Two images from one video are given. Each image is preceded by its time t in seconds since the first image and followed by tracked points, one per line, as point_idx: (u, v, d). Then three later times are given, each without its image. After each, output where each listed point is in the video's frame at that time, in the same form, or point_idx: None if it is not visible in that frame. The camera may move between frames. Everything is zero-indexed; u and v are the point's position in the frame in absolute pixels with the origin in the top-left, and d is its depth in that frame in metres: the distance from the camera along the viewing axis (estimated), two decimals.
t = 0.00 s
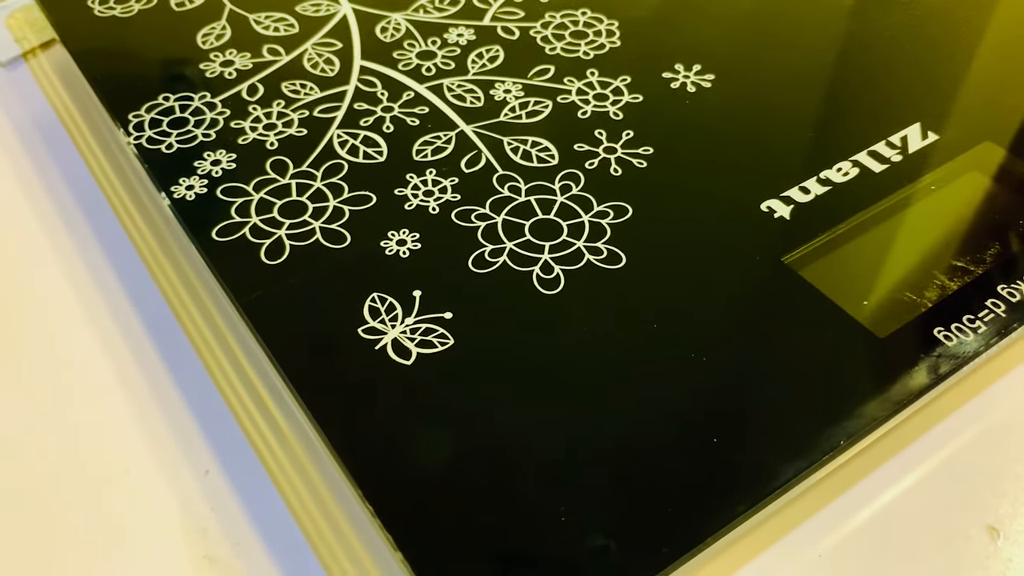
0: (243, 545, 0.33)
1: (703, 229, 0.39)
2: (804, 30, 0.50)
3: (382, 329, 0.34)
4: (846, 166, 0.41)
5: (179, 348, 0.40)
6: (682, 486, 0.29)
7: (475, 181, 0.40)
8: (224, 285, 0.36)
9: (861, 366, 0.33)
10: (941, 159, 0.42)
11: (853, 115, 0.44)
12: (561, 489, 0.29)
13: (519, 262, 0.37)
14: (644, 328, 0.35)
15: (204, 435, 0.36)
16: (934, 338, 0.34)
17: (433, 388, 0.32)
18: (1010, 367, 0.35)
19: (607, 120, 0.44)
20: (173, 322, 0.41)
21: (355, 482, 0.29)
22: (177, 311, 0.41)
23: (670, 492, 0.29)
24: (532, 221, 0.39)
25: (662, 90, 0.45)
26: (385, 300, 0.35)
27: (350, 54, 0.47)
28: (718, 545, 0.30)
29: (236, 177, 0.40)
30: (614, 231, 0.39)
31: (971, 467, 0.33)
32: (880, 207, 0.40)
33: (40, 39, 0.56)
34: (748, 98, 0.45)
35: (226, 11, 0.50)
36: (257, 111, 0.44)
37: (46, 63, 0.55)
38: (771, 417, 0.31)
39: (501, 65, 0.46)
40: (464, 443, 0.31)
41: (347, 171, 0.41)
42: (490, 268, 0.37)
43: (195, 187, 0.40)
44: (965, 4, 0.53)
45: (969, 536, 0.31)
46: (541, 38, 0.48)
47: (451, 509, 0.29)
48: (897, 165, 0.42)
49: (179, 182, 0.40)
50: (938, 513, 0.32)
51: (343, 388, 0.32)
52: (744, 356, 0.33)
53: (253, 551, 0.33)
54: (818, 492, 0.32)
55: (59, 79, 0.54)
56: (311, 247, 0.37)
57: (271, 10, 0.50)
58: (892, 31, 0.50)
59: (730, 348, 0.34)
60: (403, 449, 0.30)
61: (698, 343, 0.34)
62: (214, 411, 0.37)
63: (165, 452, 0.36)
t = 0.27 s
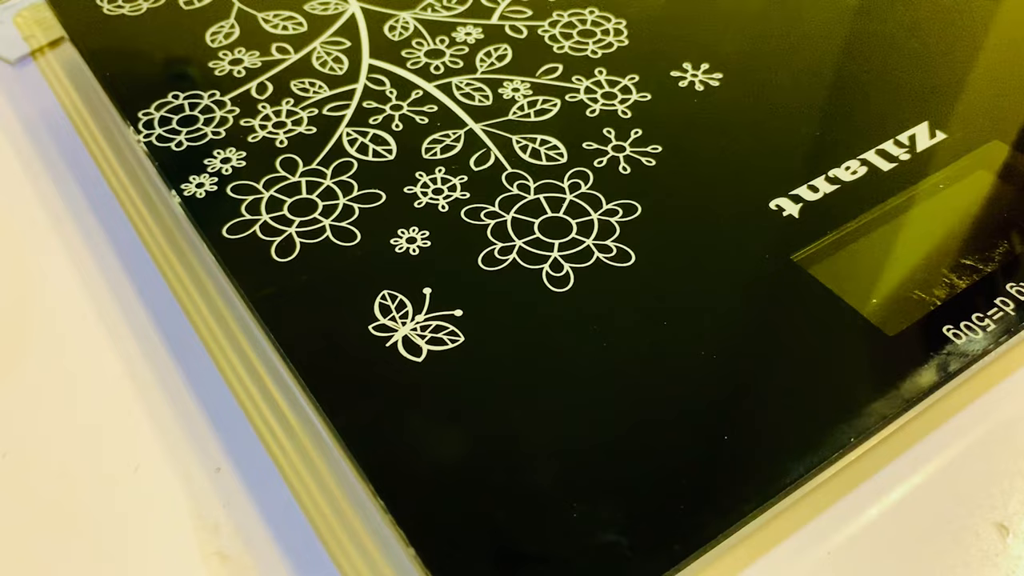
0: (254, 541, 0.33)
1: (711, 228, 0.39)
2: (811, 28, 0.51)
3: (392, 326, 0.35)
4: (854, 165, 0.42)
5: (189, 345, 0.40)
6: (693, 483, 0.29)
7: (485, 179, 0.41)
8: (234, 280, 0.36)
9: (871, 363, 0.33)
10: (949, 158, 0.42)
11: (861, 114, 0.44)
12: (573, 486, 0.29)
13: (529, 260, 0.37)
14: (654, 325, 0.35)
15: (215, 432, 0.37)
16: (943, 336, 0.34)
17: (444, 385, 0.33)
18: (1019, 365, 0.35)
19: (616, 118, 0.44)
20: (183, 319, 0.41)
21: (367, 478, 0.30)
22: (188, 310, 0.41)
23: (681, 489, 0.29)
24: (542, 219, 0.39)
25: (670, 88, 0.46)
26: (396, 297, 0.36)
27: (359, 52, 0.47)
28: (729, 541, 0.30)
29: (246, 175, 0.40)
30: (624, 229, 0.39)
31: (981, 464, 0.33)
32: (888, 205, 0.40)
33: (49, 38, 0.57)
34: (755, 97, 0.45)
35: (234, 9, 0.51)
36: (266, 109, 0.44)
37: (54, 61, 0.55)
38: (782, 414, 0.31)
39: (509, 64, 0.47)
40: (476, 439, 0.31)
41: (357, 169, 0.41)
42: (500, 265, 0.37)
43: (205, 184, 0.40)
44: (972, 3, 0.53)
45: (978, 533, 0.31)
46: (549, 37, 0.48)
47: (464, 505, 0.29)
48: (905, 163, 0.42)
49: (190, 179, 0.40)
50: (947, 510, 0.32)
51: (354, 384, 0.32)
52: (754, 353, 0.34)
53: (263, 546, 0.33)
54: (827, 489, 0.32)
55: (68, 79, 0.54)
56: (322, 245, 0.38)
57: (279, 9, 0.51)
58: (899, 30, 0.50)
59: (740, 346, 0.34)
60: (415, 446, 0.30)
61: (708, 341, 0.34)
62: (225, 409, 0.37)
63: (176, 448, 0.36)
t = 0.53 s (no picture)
0: (267, 536, 0.33)
1: (721, 226, 0.39)
2: (819, 26, 0.51)
3: (404, 323, 0.35)
4: (863, 163, 0.42)
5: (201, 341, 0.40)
6: (706, 479, 0.29)
7: (495, 177, 0.41)
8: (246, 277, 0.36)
9: (882, 361, 0.33)
10: (958, 157, 0.42)
11: (870, 112, 0.45)
12: (586, 481, 0.29)
13: (540, 258, 0.37)
14: (665, 323, 0.35)
15: (227, 428, 0.37)
16: (953, 334, 0.34)
17: (456, 382, 0.33)
18: None
19: (625, 116, 0.44)
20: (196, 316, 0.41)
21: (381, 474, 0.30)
22: (200, 309, 0.41)
23: (694, 485, 0.29)
24: (552, 216, 0.39)
25: (679, 87, 0.46)
26: (407, 294, 0.36)
27: (369, 51, 0.47)
28: (742, 537, 0.30)
29: (257, 173, 0.41)
30: (634, 227, 0.39)
31: (990, 461, 0.33)
32: (897, 204, 0.40)
33: (58, 36, 0.57)
34: (764, 95, 0.46)
35: (244, 8, 0.51)
36: (276, 107, 0.44)
37: (64, 59, 0.56)
38: (792, 411, 0.32)
39: (518, 63, 0.47)
40: (489, 435, 0.31)
41: (368, 167, 0.41)
42: (511, 263, 0.37)
43: (216, 182, 0.40)
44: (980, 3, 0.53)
45: (988, 529, 0.31)
46: (558, 36, 0.48)
47: (478, 501, 0.29)
48: (914, 162, 0.42)
49: (201, 177, 0.40)
50: (957, 507, 0.32)
51: (366, 381, 0.32)
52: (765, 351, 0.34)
53: (277, 542, 0.33)
54: (837, 485, 0.32)
55: (78, 77, 0.54)
56: (334, 242, 0.38)
57: (289, 8, 0.51)
58: (907, 29, 0.50)
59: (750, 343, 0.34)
60: (430, 442, 0.31)
61: (720, 338, 0.34)
62: (238, 405, 0.38)
63: (189, 444, 0.36)
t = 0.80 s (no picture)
0: (278, 533, 0.33)
1: (729, 224, 0.39)
2: (826, 26, 0.51)
3: (414, 321, 0.35)
4: (871, 162, 0.42)
5: (210, 339, 0.40)
6: (716, 477, 0.29)
7: (504, 176, 0.41)
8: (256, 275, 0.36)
9: (892, 359, 0.33)
10: (966, 156, 0.42)
11: (878, 111, 0.45)
12: (596, 479, 0.29)
13: (549, 256, 0.38)
14: (675, 321, 0.35)
15: (236, 425, 0.37)
16: (962, 333, 0.34)
17: (466, 379, 0.33)
18: None
19: (633, 115, 0.44)
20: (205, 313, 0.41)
21: (392, 471, 0.30)
22: (209, 306, 0.41)
23: (704, 482, 0.29)
24: (561, 215, 0.39)
25: (687, 85, 0.46)
26: (417, 292, 0.36)
27: (377, 50, 0.48)
28: (753, 534, 0.30)
29: (267, 171, 0.41)
30: (642, 226, 0.39)
31: (999, 460, 0.33)
32: (905, 203, 0.40)
33: (66, 35, 0.57)
34: (771, 94, 0.46)
35: (252, 7, 0.51)
36: (285, 106, 0.44)
37: (72, 57, 0.56)
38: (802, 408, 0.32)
39: (526, 61, 0.47)
40: (499, 432, 0.31)
41: (377, 165, 0.41)
42: (520, 261, 0.37)
43: (226, 180, 0.40)
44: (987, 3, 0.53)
45: (998, 528, 0.31)
46: (565, 35, 0.49)
47: (489, 498, 0.29)
48: (922, 161, 0.42)
49: (210, 175, 0.41)
50: (966, 506, 0.32)
51: (377, 378, 0.33)
52: (775, 349, 0.34)
53: (288, 539, 0.33)
54: (846, 483, 0.33)
55: (86, 75, 0.54)
56: (343, 240, 0.38)
57: (297, 7, 0.51)
58: (914, 28, 0.50)
59: (759, 341, 0.34)
60: (442, 439, 0.31)
61: (729, 336, 0.34)
62: (247, 402, 0.38)
63: (199, 441, 0.36)
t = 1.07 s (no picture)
0: (290, 528, 0.33)
1: (740, 222, 0.39)
2: (835, 24, 0.51)
3: (426, 317, 0.35)
4: (881, 161, 0.42)
5: (221, 335, 0.40)
6: (728, 473, 0.30)
7: (514, 173, 0.41)
8: (268, 271, 0.37)
9: (903, 356, 0.33)
10: (977, 154, 0.42)
11: (888, 109, 0.45)
12: (609, 475, 0.30)
13: (559, 253, 0.38)
14: (686, 318, 0.35)
15: (248, 421, 0.37)
16: (973, 330, 0.34)
17: (478, 376, 0.33)
18: None
19: (643, 113, 0.44)
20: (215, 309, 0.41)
21: (406, 467, 0.30)
22: (220, 302, 0.41)
23: (716, 478, 0.29)
24: (571, 212, 0.39)
25: (696, 83, 0.46)
26: (428, 289, 0.36)
27: (386, 48, 0.48)
28: (765, 530, 0.30)
29: (278, 168, 0.41)
30: (653, 224, 0.39)
31: (1009, 457, 0.33)
32: (915, 201, 0.40)
33: (76, 33, 0.57)
34: (780, 92, 0.46)
35: (262, 5, 0.52)
36: (296, 104, 0.44)
37: (82, 55, 0.56)
38: (814, 405, 0.32)
39: (536, 60, 0.47)
40: (512, 428, 0.31)
41: (387, 163, 0.41)
42: (531, 258, 0.37)
43: (237, 177, 0.40)
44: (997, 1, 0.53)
45: (1009, 524, 0.31)
46: (575, 33, 0.49)
47: (503, 494, 0.29)
48: (931, 159, 0.42)
49: (222, 172, 0.41)
50: (977, 502, 0.32)
51: (390, 374, 0.33)
52: (785, 346, 0.34)
53: (300, 534, 0.33)
54: (857, 481, 0.33)
55: (95, 73, 0.54)
56: (355, 237, 0.38)
57: (306, 5, 0.51)
58: (924, 26, 0.50)
59: (770, 338, 0.34)
60: (455, 435, 0.31)
61: (741, 334, 0.34)
62: (259, 398, 0.38)
63: (211, 437, 0.36)
